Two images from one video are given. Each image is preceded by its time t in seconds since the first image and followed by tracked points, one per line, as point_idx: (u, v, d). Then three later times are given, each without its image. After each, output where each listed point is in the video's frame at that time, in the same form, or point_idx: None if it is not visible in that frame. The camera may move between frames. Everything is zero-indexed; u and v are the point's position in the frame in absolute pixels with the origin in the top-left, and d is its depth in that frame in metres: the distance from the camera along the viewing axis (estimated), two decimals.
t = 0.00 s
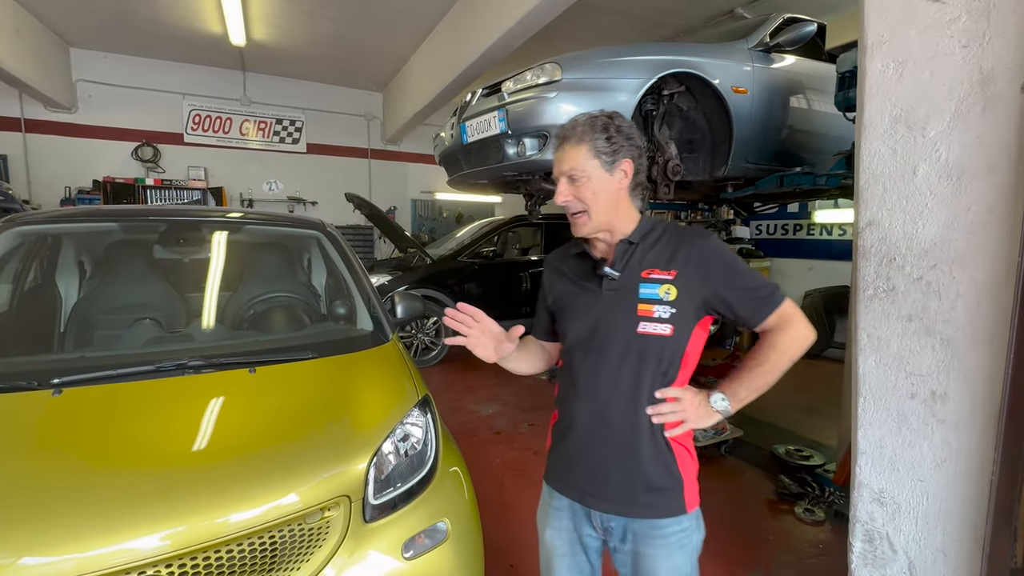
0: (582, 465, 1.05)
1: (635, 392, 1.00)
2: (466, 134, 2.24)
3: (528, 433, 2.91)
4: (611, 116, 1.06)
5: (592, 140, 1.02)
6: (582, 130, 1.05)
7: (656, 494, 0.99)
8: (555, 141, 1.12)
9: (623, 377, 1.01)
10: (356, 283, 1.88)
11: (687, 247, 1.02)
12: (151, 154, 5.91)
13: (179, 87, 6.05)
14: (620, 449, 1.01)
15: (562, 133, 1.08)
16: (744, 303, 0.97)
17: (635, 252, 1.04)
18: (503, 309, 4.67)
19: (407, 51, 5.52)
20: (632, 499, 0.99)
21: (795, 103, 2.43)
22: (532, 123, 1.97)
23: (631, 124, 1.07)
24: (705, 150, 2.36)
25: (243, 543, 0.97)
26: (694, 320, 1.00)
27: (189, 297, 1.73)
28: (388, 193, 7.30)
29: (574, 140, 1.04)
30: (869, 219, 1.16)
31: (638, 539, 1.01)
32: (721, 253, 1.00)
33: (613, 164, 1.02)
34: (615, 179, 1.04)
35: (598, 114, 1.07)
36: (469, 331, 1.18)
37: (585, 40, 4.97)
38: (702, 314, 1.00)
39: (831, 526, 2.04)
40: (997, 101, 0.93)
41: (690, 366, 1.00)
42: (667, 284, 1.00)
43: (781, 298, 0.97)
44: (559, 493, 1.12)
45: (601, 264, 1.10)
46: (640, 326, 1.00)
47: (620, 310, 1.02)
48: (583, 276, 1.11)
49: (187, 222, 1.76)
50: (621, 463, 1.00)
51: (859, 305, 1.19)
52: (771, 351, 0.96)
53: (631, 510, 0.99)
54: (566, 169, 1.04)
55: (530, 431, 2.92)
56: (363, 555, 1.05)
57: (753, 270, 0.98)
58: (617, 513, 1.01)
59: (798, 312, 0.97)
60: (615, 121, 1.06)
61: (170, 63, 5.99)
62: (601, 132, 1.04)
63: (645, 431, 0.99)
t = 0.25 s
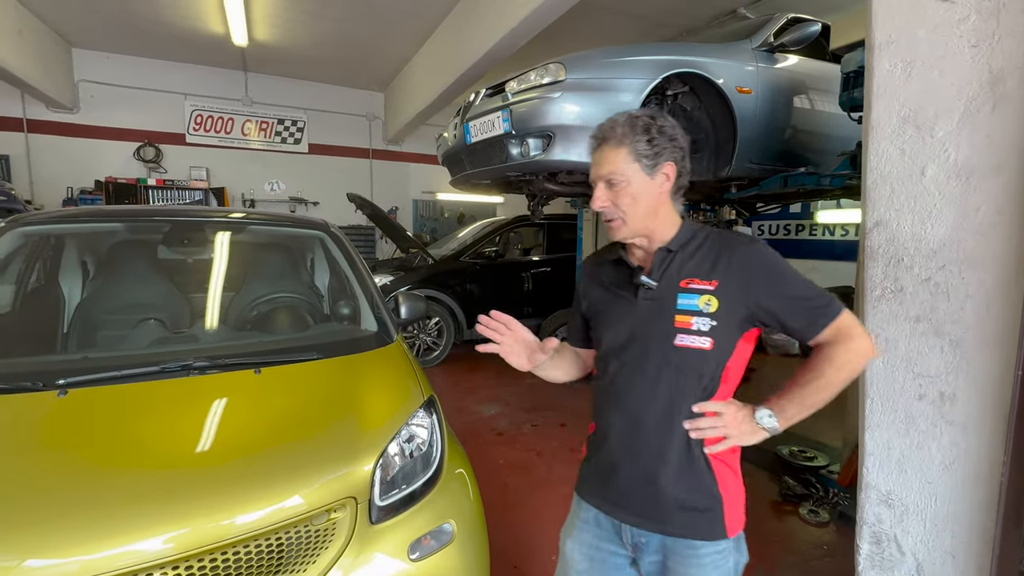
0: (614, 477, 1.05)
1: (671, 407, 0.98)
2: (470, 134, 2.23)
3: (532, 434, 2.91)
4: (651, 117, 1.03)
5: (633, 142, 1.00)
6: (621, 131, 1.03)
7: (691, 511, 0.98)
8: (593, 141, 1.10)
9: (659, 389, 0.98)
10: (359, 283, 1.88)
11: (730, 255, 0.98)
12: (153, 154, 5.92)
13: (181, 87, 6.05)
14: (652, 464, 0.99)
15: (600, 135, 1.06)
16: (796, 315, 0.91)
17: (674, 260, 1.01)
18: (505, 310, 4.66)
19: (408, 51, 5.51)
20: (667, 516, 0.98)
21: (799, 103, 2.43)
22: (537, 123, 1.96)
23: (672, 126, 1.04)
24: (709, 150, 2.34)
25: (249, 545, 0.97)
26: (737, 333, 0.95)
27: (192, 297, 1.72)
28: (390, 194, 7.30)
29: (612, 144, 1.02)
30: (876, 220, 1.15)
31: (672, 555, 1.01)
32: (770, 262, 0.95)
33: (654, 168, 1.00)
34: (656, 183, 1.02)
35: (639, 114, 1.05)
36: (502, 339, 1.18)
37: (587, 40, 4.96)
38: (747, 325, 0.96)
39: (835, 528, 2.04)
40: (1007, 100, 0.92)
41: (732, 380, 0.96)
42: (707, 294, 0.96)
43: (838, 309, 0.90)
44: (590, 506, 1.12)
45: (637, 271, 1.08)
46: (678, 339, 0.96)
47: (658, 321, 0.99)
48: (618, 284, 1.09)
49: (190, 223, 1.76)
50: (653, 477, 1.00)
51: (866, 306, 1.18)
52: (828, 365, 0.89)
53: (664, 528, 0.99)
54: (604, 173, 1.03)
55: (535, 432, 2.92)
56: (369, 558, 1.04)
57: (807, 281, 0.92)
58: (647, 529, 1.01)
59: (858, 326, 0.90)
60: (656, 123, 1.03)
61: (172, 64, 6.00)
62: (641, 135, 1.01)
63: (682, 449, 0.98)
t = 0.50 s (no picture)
0: (636, 478, 1.06)
1: (699, 415, 0.97)
2: (476, 135, 2.24)
3: (537, 434, 2.91)
4: (685, 115, 1.02)
5: (662, 142, 1.00)
6: (653, 129, 1.02)
7: (713, 519, 0.98)
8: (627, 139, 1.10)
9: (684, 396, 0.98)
10: (366, 284, 1.88)
11: (769, 261, 0.95)
12: (157, 154, 5.93)
13: (185, 88, 6.06)
14: (673, 468, 1.00)
15: (632, 135, 1.06)
16: (837, 328, 0.88)
17: (708, 264, 1.00)
18: (510, 310, 4.66)
19: (412, 51, 5.51)
20: (687, 522, 0.99)
21: (804, 103, 2.42)
22: (544, 124, 1.96)
23: (707, 124, 1.02)
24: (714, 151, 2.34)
25: (261, 547, 0.97)
26: (773, 342, 0.93)
27: (199, 298, 1.72)
28: (393, 194, 7.30)
29: (643, 145, 1.02)
30: (887, 221, 1.15)
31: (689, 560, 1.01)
32: (812, 270, 0.91)
33: (684, 169, 1.00)
34: (687, 184, 1.01)
35: (672, 111, 1.03)
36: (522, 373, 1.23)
37: (590, 41, 4.96)
38: (785, 335, 0.93)
39: (842, 529, 2.03)
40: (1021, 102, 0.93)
41: (763, 390, 0.95)
42: (741, 302, 0.95)
43: (887, 323, 0.85)
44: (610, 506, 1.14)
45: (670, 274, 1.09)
46: (708, 346, 0.96)
47: (689, 327, 0.99)
48: (648, 287, 1.10)
49: (197, 224, 1.76)
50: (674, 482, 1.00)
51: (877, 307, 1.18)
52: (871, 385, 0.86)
53: (683, 533, 0.99)
54: (633, 174, 1.03)
55: (541, 432, 2.92)
56: (380, 560, 1.04)
57: (855, 293, 0.88)
58: (665, 533, 1.02)
59: (907, 342, 0.86)
60: (690, 121, 1.01)
61: (176, 64, 6.01)
62: (673, 135, 1.00)
63: (706, 457, 0.98)
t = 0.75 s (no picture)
0: (641, 479, 1.06)
1: (709, 420, 0.97)
2: (480, 135, 2.23)
3: (539, 434, 2.91)
4: (699, 115, 1.00)
5: (673, 142, 0.99)
6: (666, 127, 1.02)
7: (718, 524, 0.97)
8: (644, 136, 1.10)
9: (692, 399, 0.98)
10: (370, 284, 1.87)
11: (786, 267, 0.94)
12: (160, 154, 5.93)
13: (187, 88, 6.07)
14: (678, 470, 0.99)
15: (646, 133, 1.05)
16: (856, 338, 0.87)
17: (722, 268, 1.01)
18: (512, 310, 4.66)
19: (414, 51, 5.51)
20: (691, 524, 0.99)
21: (808, 102, 2.42)
22: (548, 123, 1.96)
23: (722, 124, 1.00)
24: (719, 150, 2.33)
25: (266, 548, 0.97)
26: (787, 350, 0.93)
27: (203, 298, 1.72)
28: (394, 194, 7.30)
29: (655, 144, 1.02)
30: (895, 220, 1.14)
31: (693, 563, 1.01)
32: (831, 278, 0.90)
33: (694, 170, 0.99)
34: (698, 185, 1.00)
35: (688, 109, 1.02)
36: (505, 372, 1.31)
37: (593, 40, 4.96)
38: (800, 343, 0.93)
39: (847, 530, 2.02)
40: None
41: (776, 397, 0.95)
42: (755, 307, 0.95)
43: (910, 334, 0.84)
44: (611, 500, 1.15)
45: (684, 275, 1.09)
46: (719, 351, 0.96)
47: (700, 331, 0.99)
48: (661, 288, 1.11)
49: (201, 224, 1.76)
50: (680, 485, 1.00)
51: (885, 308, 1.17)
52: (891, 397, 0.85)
53: (686, 534, 0.99)
54: (644, 174, 1.04)
55: (544, 432, 2.92)
56: (385, 562, 1.04)
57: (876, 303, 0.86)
58: (668, 533, 1.01)
59: (932, 354, 0.84)
60: (703, 121, 0.99)
61: (179, 64, 6.01)
62: (685, 136, 0.99)
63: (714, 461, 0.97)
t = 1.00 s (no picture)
0: (624, 475, 1.06)
1: (685, 416, 0.97)
2: (484, 135, 2.24)
3: (542, 435, 2.91)
4: (687, 119, 1.00)
5: (659, 146, 1.00)
6: (653, 131, 1.02)
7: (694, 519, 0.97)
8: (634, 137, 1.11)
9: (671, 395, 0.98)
10: (374, 284, 1.88)
11: (765, 265, 0.94)
12: (163, 154, 5.95)
13: (190, 88, 6.08)
14: (657, 467, 1.00)
15: (635, 135, 1.06)
16: (829, 337, 0.86)
17: (702, 265, 1.00)
18: (514, 310, 4.66)
19: (417, 51, 5.51)
20: (668, 519, 0.99)
21: (812, 103, 2.41)
22: (552, 124, 1.96)
23: (709, 129, 1.00)
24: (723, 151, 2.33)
25: (272, 548, 0.97)
26: (762, 347, 0.93)
27: (207, 298, 1.72)
28: (397, 194, 7.31)
29: (642, 147, 1.03)
30: (900, 221, 1.14)
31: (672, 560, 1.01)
32: (806, 277, 0.90)
33: (679, 174, 0.99)
34: (683, 189, 1.00)
35: (677, 113, 1.02)
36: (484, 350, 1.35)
37: (596, 40, 4.96)
38: (775, 340, 0.92)
39: (851, 530, 2.02)
40: None
41: (752, 394, 0.95)
42: (733, 304, 0.94)
43: (883, 333, 0.84)
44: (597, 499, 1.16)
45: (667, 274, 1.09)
46: (696, 345, 0.96)
47: (678, 326, 0.99)
48: (644, 285, 1.11)
49: (206, 224, 1.77)
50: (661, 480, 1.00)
51: (890, 307, 1.17)
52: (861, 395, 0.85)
53: (664, 530, 1.00)
54: (631, 176, 1.04)
55: (545, 433, 2.92)
56: (391, 562, 1.04)
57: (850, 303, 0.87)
58: (648, 530, 1.02)
59: (901, 355, 0.84)
60: (690, 126, 1.00)
61: (182, 65, 6.03)
62: (672, 140, 0.99)
63: (690, 457, 0.97)
